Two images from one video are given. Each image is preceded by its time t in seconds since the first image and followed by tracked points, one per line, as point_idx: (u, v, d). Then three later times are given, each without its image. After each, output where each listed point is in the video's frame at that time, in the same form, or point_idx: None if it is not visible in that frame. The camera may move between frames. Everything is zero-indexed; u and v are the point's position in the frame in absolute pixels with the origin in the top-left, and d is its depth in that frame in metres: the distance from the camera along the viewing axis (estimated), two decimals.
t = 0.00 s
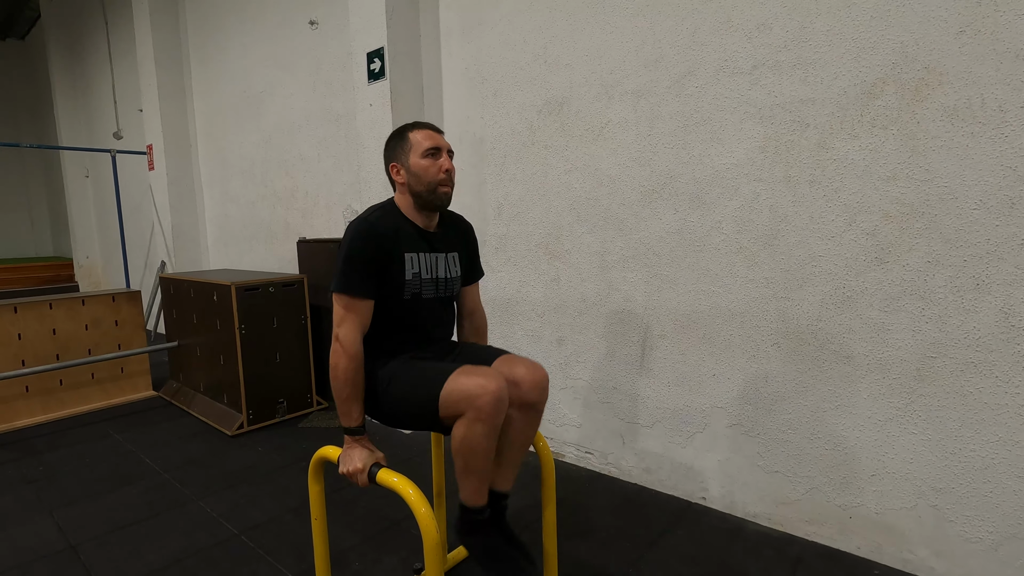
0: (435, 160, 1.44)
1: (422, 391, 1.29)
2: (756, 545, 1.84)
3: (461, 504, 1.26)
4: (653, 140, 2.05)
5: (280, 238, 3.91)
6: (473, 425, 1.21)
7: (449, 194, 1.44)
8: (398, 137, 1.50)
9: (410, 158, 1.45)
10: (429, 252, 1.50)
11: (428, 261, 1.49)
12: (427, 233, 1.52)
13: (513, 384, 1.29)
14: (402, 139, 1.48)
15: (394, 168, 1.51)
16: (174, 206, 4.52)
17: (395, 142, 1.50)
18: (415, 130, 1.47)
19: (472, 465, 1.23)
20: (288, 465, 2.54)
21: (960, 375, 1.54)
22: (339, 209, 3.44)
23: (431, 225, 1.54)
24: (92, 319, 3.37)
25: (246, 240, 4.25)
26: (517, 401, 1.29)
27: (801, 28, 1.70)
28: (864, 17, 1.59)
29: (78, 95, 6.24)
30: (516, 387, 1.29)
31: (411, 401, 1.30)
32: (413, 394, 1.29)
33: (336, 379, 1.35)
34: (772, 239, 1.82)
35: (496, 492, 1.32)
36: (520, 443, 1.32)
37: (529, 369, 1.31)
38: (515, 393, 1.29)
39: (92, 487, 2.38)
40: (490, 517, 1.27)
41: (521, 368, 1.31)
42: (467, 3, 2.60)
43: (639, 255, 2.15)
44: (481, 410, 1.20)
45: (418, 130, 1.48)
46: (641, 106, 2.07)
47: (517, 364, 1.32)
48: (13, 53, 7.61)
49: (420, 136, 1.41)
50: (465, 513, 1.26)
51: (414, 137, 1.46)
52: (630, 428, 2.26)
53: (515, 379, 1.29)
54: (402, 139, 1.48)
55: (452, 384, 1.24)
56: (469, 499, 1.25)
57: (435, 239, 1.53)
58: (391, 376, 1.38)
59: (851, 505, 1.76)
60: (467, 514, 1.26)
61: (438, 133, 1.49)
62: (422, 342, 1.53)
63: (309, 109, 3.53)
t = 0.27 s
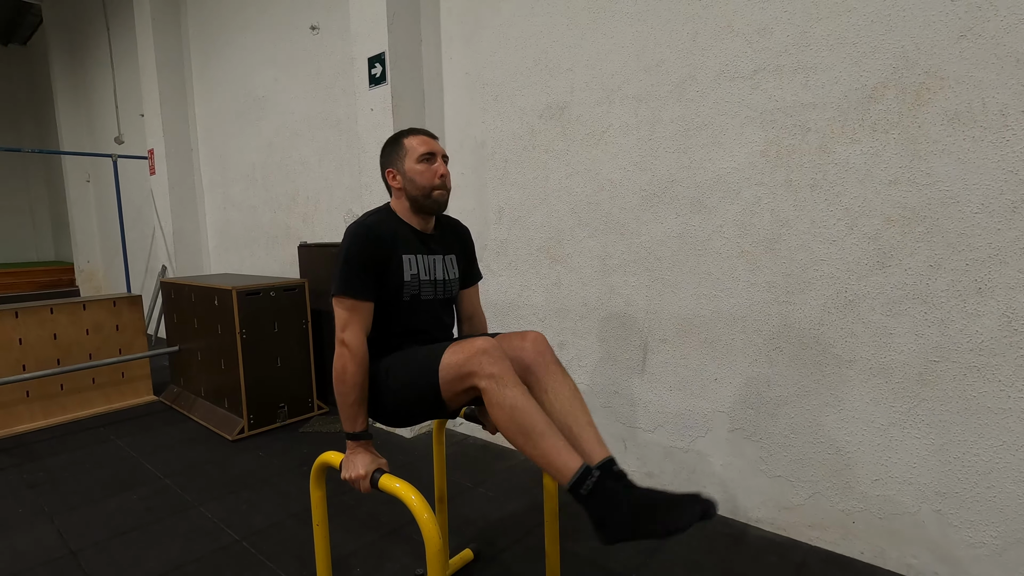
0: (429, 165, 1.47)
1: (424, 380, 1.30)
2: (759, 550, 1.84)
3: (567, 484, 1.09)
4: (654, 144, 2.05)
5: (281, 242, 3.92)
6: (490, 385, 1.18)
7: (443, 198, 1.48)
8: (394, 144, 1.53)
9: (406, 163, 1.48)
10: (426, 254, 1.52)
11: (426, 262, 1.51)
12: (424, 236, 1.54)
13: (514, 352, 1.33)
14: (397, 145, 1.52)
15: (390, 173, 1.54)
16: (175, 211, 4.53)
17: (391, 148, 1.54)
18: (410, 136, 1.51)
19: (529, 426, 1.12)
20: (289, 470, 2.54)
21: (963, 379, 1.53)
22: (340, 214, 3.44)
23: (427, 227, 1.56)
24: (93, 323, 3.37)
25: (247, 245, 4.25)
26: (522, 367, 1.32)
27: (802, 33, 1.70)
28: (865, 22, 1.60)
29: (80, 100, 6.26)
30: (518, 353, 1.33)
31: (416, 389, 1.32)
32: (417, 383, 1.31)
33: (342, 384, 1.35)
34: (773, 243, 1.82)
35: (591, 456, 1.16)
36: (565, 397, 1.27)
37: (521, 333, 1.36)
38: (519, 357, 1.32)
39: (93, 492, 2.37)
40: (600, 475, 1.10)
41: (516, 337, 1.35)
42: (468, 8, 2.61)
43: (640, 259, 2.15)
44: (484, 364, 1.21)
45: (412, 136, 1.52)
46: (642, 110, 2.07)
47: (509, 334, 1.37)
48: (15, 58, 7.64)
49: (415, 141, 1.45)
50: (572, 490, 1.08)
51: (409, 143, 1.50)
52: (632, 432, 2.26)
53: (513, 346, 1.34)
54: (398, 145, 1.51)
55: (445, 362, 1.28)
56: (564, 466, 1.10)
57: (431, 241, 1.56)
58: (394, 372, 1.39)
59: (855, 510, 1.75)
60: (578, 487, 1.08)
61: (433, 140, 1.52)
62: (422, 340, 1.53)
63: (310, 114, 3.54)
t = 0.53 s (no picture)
0: (428, 172, 1.46)
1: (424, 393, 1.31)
2: (757, 550, 1.84)
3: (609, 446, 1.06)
4: (653, 145, 2.05)
5: (278, 242, 3.91)
6: (495, 405, 1.20)
7: (439, 207, 1.47)
8: (394, 146, 1.51)
9: (404, 168, 1.47)
10: (420, 254, 1.52)
11: (420, 263, 1.51)
12: (418, 237, 1.55)
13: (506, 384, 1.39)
14: (397, 148, 1.50)
15: (388, 175, 1.53)
16: (172, 211, 4.51)
17: (391, 149, 1.52)
18: (411, 139, 1.48)
19: (542, 425, 1.13)
20: (286, 470, 2.53)
21: (961, 379, 1.53)
22: (337, 214, 3.44)
23: (422, 229, 1.57)
24: (89, 323, 3.35)
25: (245, 245, 4.24)
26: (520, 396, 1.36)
27: (801, 34, 1.70)
28: (863, 23, 1.60)
29: (76, 99, 6.23)
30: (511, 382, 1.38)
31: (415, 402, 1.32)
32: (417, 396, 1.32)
33: (340, 384, 1.34)
34: (772, 243, 1.82)
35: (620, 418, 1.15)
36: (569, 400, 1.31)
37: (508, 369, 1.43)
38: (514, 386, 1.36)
39: (89, 493, 2.36)
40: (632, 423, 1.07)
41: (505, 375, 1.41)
42: (467, 8, 2.61)
43: (639, 260, 2.15)
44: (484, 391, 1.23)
45: (413, 140, 1.49)
46: (641, 110, 2.07)
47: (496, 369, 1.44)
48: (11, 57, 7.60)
49: (414, 149, 1.43)
50: (615, 454, 1.06)
51: (409, 147, 1.48)
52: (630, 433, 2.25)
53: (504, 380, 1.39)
54: (398, 148, 1.49)
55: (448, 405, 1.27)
56: (593, 436, 1.08)
57: (426, 241, 1.56)
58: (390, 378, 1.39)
59: (853, 511, 1.75)
60: (619, 447, 1.05)
61: (433, 145, 1.50)
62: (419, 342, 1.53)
63: (308, 114, 3.53)
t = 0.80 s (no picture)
0: (429, 170, 1.47)
1: (426, 407, 1.32)
2: (757, 551, 1.84)
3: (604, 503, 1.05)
4: (655, 144, 2.05)
5: (279, 240, 3.91)
6: (495, 438, 1.19)
7: (441, 204, 1.48)
8: (395, 143, 1.52)
9: (405, 166, 1.48)
10: (422, 253, 1.52)
11: (422, 262, 1.51)
12: (420, 235, 1.54)
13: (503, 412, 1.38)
14: (398, 146, 1.50)
15: (389, 174, 1.54)
16: (173, 208, 4.51)
17: (392, 147, 1.53)
18: (412, 137, 1.50)
19: (541, 468, 1.12)
20: (286, 468, 2.53)
21: (963, 381, 1.53)
22: (338, 212, 3.43)
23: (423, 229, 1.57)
24: (90, 320, 3.35)
25: (245, 242, 4.24)
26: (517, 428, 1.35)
27: (804, 34, 1.70)
28: (867, 23, 1.60)
29: (78, 95, 6.23)
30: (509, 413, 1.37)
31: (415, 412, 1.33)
32: (418, 408, 1.33)
33: (339, 383, 1.35)
34: (774, 244, 1.82)
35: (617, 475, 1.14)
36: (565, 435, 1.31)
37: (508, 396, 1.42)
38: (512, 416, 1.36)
39: (89, 489, 2.36)
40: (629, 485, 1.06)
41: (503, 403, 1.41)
42: (469, 6, 2.61)
43: (641, 259, 2.14)
44: (487, 423, 1.21)
45: (414, 137, 1.51)
46: (644, 110, 2.07)
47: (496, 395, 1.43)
48: (12, 53, 7.59)
49: (416, 146, 1.44)
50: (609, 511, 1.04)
51: (410, 144, 1.49)
52: (631, 433, 2.25)
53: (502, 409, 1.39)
54: (399, 146, 1.50)
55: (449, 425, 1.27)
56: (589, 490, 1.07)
57: (428, 240, 1.56)
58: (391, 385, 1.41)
59: (853, 512, 1.75)
60: (613, 506, 1.04)
61: (435, 143, 1.51)
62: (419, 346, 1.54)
63: (309, 112, 3.53)
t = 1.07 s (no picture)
0: (444, 158, 1.42)
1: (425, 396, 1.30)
2: (760, 550, 1.84)
3: (505, 551, 1.18)
4: (657, 143, 2.05)
5: (281, 239, 3.90)
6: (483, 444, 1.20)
7: (457, 193, 1.44)
8: (407, 134, 1.48)
9: (420, 155, 1.44)
10: (433, 253, 1.48)
11: (432, 262, 1.47)
12: (432, 234, 1.50)
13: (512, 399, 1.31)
14: (411, 135, 1.46)
15: (401, 165, 1.49)
16: (174, 207, 4.51)
17: (404, 138, 1.48)
18: (426, 126, 1.45)
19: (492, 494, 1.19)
20: (288, 467, 2.53)
21: (967, 380, 1.53)
22: (340, 211, 3.43)
23: (437, 224, 1.51)
24: (92, 319, 3.36)
25: (247, 242, 4.24)
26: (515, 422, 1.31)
27: (807, 32, 1.70)
28: (870, 21, 1.59)
29: (79, 95, 6.23)
30: (518, 401, 1.30)
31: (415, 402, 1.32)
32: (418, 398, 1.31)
33: (342, 382, 1.33)
34: (777, 242, 1.82)
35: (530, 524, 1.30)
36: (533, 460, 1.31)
37: (522, 385, 1.33)
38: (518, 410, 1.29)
39: (91, 489, 2.36)
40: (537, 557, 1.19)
41: (517, 387, 1.33)
42: (471, 5, 2.60)
43: (643, 258, 2.14)
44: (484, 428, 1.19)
45: (428, 126, 1.46)
46: (646, 108, 2.07)
47: (508, 380, 1.36)
48: (14, 52, 7.60)
49: (431, 133, 1.39)
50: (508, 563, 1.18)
51: (424, 133, 1.45)
52: (634, 432, 2.25)
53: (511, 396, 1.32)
54: (412, 135, 1.46)
55: (450, 404, 1.25)
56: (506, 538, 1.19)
57: (440, 239, 1.51)
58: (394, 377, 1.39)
59: (856, 511, 1.75)
60: (514, 558, 1.17)
61: (449, 131, 1.47)
62: (423, 344, 1.53)
63: (311, 110, 3.53)
